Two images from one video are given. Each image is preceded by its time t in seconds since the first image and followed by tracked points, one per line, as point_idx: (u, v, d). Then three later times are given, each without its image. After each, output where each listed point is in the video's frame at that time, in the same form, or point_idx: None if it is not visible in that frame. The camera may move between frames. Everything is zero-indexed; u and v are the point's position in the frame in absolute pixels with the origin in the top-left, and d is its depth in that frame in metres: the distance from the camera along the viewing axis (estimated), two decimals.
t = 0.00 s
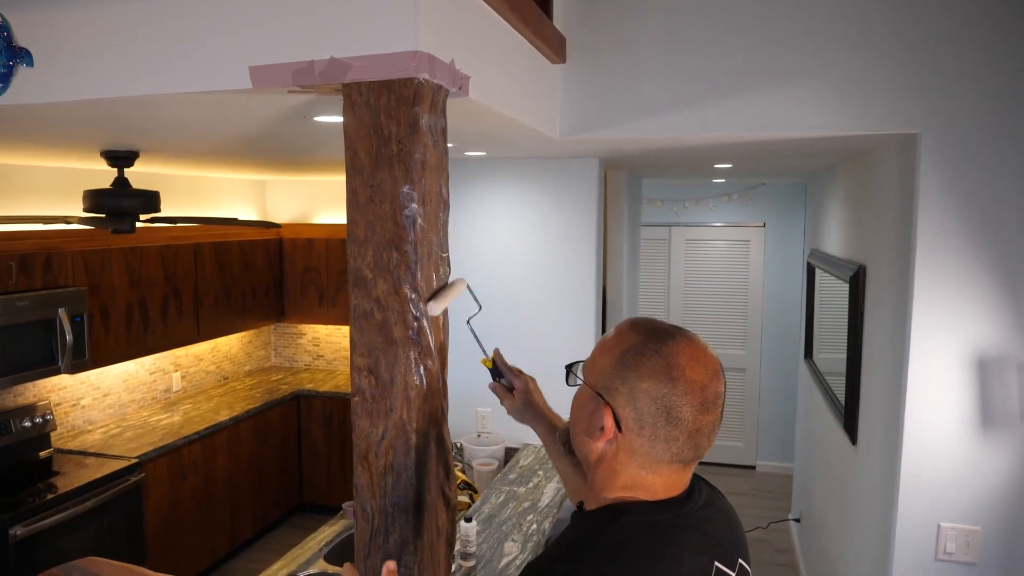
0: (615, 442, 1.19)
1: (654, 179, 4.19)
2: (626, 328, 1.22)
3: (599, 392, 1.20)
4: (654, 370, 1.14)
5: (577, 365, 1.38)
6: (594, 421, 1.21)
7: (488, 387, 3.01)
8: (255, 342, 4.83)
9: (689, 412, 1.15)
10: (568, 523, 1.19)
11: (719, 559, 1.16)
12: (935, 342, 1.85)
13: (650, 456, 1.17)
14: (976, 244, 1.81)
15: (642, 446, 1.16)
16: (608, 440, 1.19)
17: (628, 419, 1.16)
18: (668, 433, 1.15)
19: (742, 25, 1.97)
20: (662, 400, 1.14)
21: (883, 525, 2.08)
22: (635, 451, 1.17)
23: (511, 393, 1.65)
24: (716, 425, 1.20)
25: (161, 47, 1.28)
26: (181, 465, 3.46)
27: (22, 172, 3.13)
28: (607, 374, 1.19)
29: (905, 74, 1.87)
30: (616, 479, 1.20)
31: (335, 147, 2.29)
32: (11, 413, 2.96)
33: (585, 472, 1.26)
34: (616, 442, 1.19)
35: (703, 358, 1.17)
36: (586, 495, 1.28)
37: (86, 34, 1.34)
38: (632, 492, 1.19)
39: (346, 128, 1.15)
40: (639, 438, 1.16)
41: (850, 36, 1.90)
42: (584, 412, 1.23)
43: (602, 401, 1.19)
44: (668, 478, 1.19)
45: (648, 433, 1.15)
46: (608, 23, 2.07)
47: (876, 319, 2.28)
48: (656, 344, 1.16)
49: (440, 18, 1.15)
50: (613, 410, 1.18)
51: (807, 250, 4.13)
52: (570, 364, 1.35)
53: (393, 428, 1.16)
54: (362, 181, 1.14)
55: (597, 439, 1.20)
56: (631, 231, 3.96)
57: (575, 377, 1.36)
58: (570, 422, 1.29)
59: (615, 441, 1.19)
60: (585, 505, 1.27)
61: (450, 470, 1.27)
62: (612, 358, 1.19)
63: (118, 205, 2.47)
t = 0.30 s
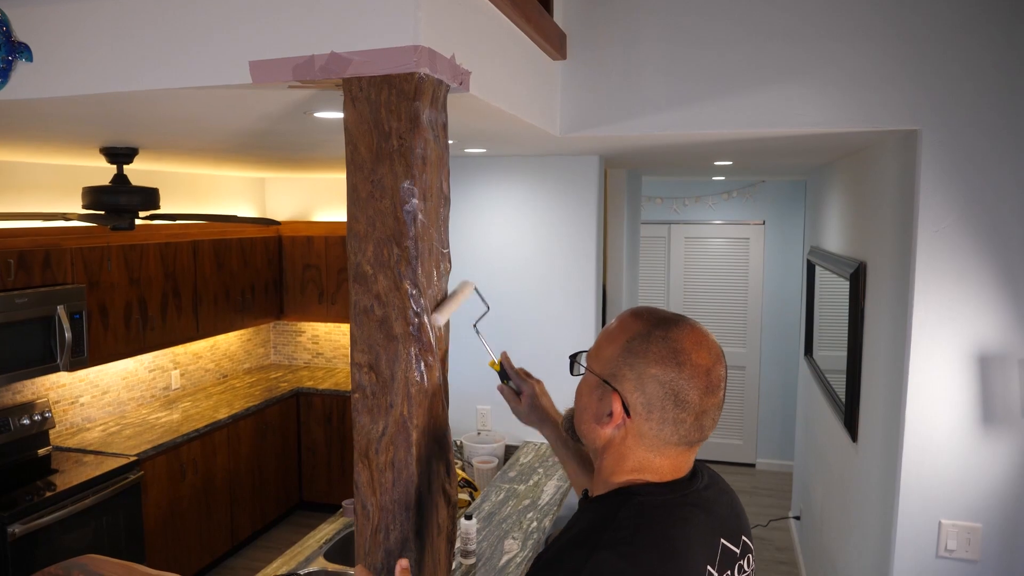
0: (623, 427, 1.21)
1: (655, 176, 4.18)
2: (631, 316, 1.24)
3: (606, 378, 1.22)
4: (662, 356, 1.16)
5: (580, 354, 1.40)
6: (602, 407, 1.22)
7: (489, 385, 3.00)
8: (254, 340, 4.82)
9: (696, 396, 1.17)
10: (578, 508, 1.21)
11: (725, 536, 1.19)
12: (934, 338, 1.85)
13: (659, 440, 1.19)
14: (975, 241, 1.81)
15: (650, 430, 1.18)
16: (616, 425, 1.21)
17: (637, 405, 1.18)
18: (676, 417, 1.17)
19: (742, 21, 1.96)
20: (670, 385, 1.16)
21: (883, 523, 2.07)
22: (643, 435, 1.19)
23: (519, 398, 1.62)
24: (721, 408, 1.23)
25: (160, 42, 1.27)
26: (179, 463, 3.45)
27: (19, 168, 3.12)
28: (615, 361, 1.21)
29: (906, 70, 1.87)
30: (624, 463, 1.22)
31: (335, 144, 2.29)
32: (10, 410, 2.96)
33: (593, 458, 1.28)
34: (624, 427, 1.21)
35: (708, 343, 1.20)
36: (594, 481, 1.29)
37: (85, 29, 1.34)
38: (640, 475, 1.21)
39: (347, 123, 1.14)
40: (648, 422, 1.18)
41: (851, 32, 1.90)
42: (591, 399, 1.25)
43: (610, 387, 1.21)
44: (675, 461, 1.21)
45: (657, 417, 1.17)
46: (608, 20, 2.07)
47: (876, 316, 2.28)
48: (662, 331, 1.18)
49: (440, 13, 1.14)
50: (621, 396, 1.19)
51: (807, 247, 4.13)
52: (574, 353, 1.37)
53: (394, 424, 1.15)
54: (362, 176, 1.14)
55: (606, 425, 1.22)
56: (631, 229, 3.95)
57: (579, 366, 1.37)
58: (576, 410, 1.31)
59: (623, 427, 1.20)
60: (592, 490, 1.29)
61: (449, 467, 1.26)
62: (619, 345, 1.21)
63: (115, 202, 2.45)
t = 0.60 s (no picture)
0: (626, 419, 1.22)
1: (654, 174, 4.18)
2: (631, 310, 1.25)
3: (608, 371, 1.23)
4: (664, 347, 1.18)
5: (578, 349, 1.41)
6: (604, 399, 1.23)
7: (487, 382, 3.00)
8: (252, 338, 4.82)
9: (697, 386, 1.19)
10: (582, 500, 1.22)
11: (725, 523, 1.22)
12: (933, 335, 1.85)
13: (661, 430, 1.20)
14: (975, 239, 1.81)
15: (653, 421, 1.20)
16: (619, 417, 1.22)
17: (639, 397, 1.19)
18: (678, 407, 1.18)
19: (741, 18, 1.96)
20: (672, 376, 1.17)
21: (882, 521, 2.07)
22: (646, 426, 1.20)
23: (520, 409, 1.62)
24: (720, 397, 1.25)
25: (155, 38, 1.26)
26: (177, 461, 3.45)
27: (19, 166, 3.13)
28: (616, 354, 1.22)
29: (905, 68, 1.87)
30: (626, 454, 1.23)
31: (333, 140, 2.28)
32: (7, 409, 2.94)
33: (595, 450, 1.29)
34: (627, 419, 1.22)
35: (706, 335, 1.22)
36: (597, 473, 1.31)
37: (81, 25, 1.33)
38: (643, 465, 1.23)
39: (344, 119, 1.14)
40: (651, 413, 1.20)
41: (850, 29, 1.90)
42: (593, 392, 1.25)
43: (612, 380, 1.22)
44: (677, 450, 1.23)
45: (660, 408, 1.19)
46: (607, 16, 2.06)
47: (875, 314, 2.28)
48: (663, 324, 1.20)
49: (437, 8, 1.14)
50: (624, 388, 1.20)
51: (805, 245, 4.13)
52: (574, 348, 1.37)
53: (391, 421, 1.15)
54: (359, 172, 1.13)
55: (608, 418, 1.23)
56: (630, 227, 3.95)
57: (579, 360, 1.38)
58: (577, 403, 1.32)
59: (626, 418, 1.21)
60: (595, 483, 1.30)
61: (445, 464, 1.26)
62: (621, 338, 1.22)
63: (112, 199, 2.45)
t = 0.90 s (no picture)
0: (625, 414, 1.22)
1: (651, 173, 4.18)
2: (626, 307, 1.25)
3: (606, 368, 1.23)
4: (661, 342, 1.18)
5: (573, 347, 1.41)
6: (603, 395, 1.23)
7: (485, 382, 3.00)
8: (250, 339, 4.82)
9: (695, 379, 1.19)
10: (581, 495, 1.22)
11: (722, 518, 1.23)
12: (930, 334, 1.85)
13: (660, 424, 1.20)
14: (972, 238, 1.81)
15: (652, 415, 1.20)
16: (618, 413, 1.22)
17: (638, 391, 1.19)
18: (676, 400, 1.19)
19: (737, 17, 1.96)
20: (670, 370, 1.18)
21: (879, 519, 2.07)
22: (645, 420, 1.21)
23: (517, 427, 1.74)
24: (716, 390, 1.26)
25: (151, 39, 1.26)
26: (175, 461, 3.45)
27: (17, 167, 3.13)
28: (614, 350, 1.22)
29: (901, 66, 1.87)
30: (626, 449, 1.23)
31: (329, 141, 2.28)
32: (5, 409, 2.94)
33: (594, 447, 1.29)
34: (626, 414, 1.22)
35: (701, 329, 1.23)
36: (596, 470, 1.30)
37: (76, 26, 1.33)
38: (642, 460, 1.23)
39: (338, 119, 1.13)
40: (650, 408, 1.20)
41: (846, 28, 1.90)
42: (591, 389, 1.25)
43: (611, 376, 1.22)
44: (676, 444, 1.23)
45: (658, 402, 1.19)
46: (604, 16, 2.06)
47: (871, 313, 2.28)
48: (659, 319, 1.21)
49: (431, 8, 1.14)
50: (622, 383, 1.20)
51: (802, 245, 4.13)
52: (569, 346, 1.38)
53: (387, 421, 1.15)
54: (354, 172, 1.13)
55: (607, 413, 1.23)
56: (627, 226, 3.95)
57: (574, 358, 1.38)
58: (574, 401, 1.31)
59: (625, 414, 1.21)
60: (594, 480, 1.30)
61: (440, 464, 1.26)
62: (618, 334, 1.22)
63: (109, 199, 2.44)
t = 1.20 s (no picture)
0: (623, 412, 1.22)
1: (650, 175, 4.18)
2: (619, 306, 1.26)
3: (602, 366, 1.23)
4: (656, 338, 1.18)
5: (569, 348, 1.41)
6: (601, 394, 1.23)
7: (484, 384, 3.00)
8: (250, 342, 4.81)
9: (691, 373, 1.20)
10: (581, 494, 1.22)
11: (721, 514, 1.23)
12: (929, 334, 1.85)
13: (658, 419, 1.20)
14: (971, 238, 1.81)
15: (650, 410, 1.20)
16: (616, 410, 1.22)
17: (635, 388, 1.19)
18: (673, 395, 1.19)
19: (735, 19, 1.96)
20: (666, 365, 1.18)
21: (880, 520, 2.07)
22: (643, 417, 1.21)
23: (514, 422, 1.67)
24: (711, 384, 1.26)
25: (149, 43, 1.26)
26: (175, 464, 3.44)
27: (18, 169, 3.14)
28: (610, 349, 1.22)
29: (899, 67, 1.87)
30: (625, 446, 1.23)
31: (328, 143, 2.28)
32: (4, 413, 2.94)
33: (593, 446, 1.29)
34: (624, 412, 1.22)
35: (694, 323, 1.23)
36: (596, 469, 1.30)
37: (75, 29, 1.33)
38: (642, 455, 1.23)
39: (337, 122, 1.13)
40: (648, 404, 1.20)
41: (845, 29, 1.90)
42: (588, 388, 1.25)
43: (607, 374, 1.22)
44: (674, 438, 1.23)
45: (656, 397, 1.19)
46: (602, 18, 2.07)
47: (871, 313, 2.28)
48: (652, 315, 1.21)
49: (429, 11, 1.14)
50: (619, 381, 1.20)
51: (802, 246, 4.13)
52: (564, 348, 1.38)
53: (386, 423, 1.14)
54: (352, 175, 1.13)
55: (605, 412, 1.23)
56: (626, 228, 3.95)
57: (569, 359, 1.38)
58: (571, 402, 1.31)
59: (623, 411, 1.21)
60: (594, 479, 1.30)
61: (439, 467, 1.26)
62: (613, 332, 1.22)
63: (109, 202, 2.45)
